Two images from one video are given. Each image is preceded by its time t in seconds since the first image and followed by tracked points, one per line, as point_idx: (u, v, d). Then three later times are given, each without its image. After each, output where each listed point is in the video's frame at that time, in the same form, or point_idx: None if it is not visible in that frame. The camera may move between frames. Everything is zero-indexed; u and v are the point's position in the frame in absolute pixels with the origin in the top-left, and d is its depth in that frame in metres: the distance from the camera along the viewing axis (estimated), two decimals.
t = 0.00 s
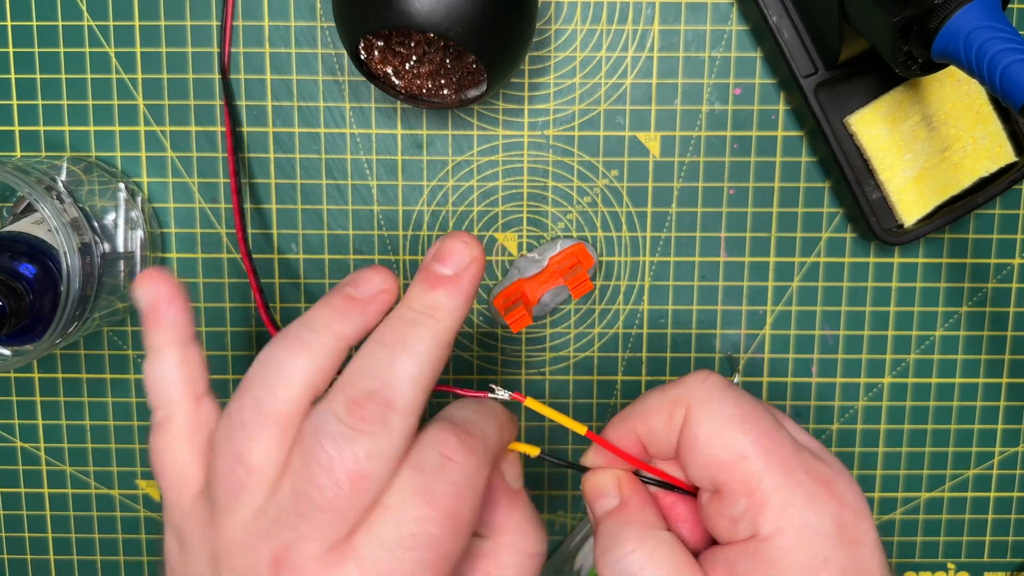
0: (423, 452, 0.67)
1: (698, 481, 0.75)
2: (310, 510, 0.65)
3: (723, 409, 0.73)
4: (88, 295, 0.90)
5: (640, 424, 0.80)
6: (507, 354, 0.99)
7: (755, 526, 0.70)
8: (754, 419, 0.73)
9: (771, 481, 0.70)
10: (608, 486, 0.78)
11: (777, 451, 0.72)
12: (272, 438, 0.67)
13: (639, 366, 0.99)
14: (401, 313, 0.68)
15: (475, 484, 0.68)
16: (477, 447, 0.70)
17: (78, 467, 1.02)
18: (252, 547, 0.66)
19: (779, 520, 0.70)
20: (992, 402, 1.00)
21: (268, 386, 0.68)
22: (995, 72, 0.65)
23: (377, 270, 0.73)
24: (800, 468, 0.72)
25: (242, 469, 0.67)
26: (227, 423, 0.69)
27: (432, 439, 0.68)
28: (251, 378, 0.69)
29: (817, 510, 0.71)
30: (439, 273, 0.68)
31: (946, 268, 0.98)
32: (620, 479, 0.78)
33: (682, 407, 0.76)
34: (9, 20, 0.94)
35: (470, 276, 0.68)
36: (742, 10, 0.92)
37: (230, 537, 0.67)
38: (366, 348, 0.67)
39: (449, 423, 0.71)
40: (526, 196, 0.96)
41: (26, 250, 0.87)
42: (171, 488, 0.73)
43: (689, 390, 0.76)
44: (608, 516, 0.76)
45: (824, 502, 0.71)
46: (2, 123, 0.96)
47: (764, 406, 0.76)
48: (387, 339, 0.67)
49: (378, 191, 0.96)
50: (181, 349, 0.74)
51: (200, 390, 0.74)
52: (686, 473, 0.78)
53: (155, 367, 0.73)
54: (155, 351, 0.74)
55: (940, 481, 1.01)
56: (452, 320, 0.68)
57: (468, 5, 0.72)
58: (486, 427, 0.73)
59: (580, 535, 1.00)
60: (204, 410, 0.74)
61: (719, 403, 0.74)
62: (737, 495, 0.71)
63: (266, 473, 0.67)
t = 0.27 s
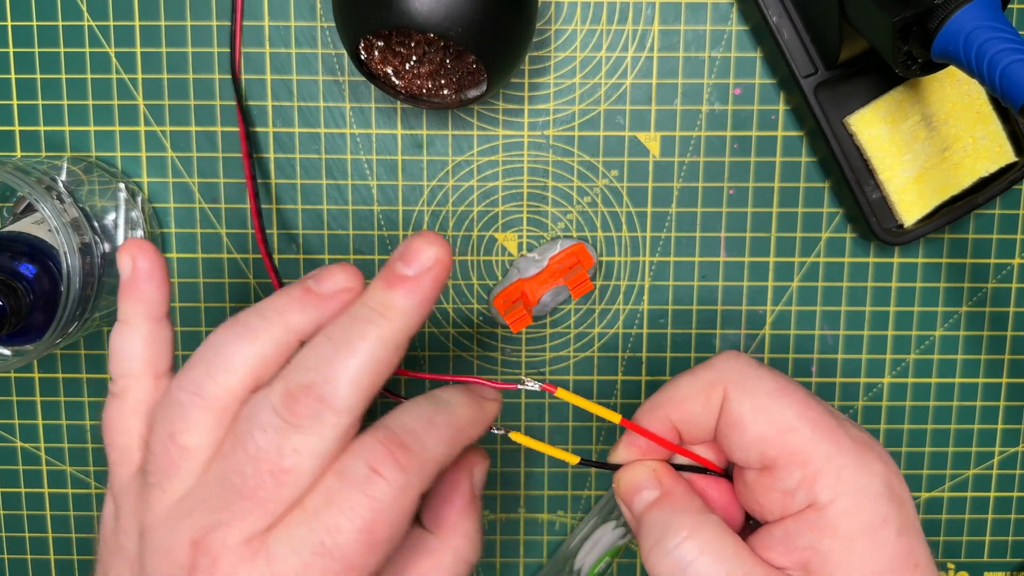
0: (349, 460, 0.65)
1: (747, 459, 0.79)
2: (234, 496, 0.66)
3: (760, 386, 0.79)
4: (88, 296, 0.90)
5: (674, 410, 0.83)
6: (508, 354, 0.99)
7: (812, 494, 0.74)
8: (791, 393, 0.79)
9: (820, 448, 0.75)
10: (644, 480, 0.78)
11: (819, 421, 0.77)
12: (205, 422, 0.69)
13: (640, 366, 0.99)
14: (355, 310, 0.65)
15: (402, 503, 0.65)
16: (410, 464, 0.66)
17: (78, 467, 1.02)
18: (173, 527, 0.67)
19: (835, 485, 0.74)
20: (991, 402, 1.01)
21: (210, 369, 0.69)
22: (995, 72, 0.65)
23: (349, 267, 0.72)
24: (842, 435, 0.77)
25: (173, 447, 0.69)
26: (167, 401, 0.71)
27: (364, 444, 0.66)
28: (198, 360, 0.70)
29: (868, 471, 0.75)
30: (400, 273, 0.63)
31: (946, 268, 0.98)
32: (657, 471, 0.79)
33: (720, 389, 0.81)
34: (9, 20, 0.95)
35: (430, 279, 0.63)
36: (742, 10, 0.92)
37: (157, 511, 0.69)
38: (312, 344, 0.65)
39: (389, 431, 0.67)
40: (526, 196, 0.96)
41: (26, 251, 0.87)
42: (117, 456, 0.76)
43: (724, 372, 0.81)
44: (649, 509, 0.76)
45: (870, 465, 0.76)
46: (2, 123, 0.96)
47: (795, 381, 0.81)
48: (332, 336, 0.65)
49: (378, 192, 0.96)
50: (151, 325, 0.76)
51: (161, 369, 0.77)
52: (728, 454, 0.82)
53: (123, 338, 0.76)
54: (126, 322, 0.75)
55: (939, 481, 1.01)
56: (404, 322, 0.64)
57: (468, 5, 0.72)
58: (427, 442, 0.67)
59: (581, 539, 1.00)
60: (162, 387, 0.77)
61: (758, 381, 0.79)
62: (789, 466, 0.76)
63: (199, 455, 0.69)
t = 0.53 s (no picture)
0: (312, 488, 0.62)
1: (749, 467, 0.78)
2: (186, 505, 0.62)
3: (760, 394, 0.78)
4: (89, 295, 0.91)
5: (674, 421, 0.82)
6: (508, 354, 0.99)
7: (819, 497, 0.74)
8: (789, 398, 0.78)
9: (824, 450, 0.75)
10: (649, 493, 0.77)
11: (820, 423, 0.76)
12: (174, 426, 0.65)
13: (640, 366, 0.99)
14: (339, 330, 0.62)
15: (359, 537, 0.62)
16: (373, 499, 0.63)
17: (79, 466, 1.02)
18: (132, 529, 0.65)
19: (840, 485, 0.74)
20: (991, 402, 1.01)
21: (187, 372, 0.65)
22: (995, 72, 0.65)
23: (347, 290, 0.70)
24: (842, 434, 0.77)
25: (138, 447, 0.66)
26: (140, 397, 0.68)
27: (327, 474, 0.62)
28: (180, 361, 0.66)
29: (870, 467, 0.76)
30: (393, 303, 0.62)
31: (946, 268, 0.98)
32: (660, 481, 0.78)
33: (719, 400, 0.79)
34: (10, 20, 0.95)
35: (421, 317, 0.62)
36: (742, 10, 0.92)
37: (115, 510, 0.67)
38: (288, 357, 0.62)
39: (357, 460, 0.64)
40: (526, 196, 0.96)
41: (27, 250, 0.87)
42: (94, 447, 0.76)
43: (721, 382, 0.80)
44: (658, 520, 0.75)
45: (872, 460, 0.76)
46: (2, 123, 0.96)
47: (790, 385, 0.81)
48: (310, 352, 0.61)
49: (378, 192, 0.96)
50: (138, 321, 0.74)
51: (143, 367, 0.76)
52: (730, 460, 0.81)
53: (108, 331, 0.75)
54: (114, 316, 0.74)
55: (939, 481, 1.02)
56: (386, 352, 0.62)
57: (469, 5, 0.72)
58: (394, 475, 0.65)
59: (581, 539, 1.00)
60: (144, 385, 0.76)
61: (755, 389, 0.78)
62: (794, 472, 0.75)
63: (161, 459, 0.66)
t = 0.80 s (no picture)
0: None
1: (760, 471, 0.77)
2: None
3: (774, 401, 0.75)
4: (90, 296, 0.90)
5: (686, 425, 0.78)
6: (508, 354, 0.99)
7: (831, 502, 0.73)
8: (803, 404, 0.76)
9: (837, 457, 0.73)
10: (657, 500, 0.72)
11: (833, 429, 0.75)
12: (163, 489, 0.60)
13: (639, 365, 0.99)
14: (338, 404, 0.56)
15: None
16: None
17: (79, 466, 1.02)
18: None
19: (853, 491, 0.73)
20: (990, 402, 1.01)
21: (185, 434, 0.61)
22: (994, 72, 0.65)
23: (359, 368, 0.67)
24: (854, 439, 0.75)
25: (125, 505, 0.61)
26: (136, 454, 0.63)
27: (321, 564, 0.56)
28: (180, 418, 0.62)
29: (881, 474, 0.74)
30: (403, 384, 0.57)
31: (945, 267, 0.98)
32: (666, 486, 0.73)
33: (733, 406, 0.76)
34: (10, 21, 0.95)
35: (431, 404, 0.57)
36: (742, 11, 0.92)
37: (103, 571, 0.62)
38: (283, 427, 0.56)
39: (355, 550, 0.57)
40: (526, 196, 0.96)
41: (27, 250, 0.87)
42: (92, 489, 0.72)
43: (734, 387, 0.77)
44: (668, 529, 0.71)
45: (883, 466, 0.75)
46: (3, 124, 0.97)
47: (803, 391, 0.78)
48: (308, 425, 0.55)
49: (378, 192, 0.96)
50: (163, 373, 0.71)
51: (152, 416, 0.72)
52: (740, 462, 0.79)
53: (130, 374, 0.71)
54: (141, 361, 0.71)
55: (939, 481, 1.02)
56: (389, 435, 0.56)
57: (469, 5, 0.72)
58: (394, 565, 0.58)
59: (581, 539, 0.96)
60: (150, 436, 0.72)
61: (770, 396, 0.76)
62: (807, 478, 0.73)
63: (146, 523, 0.61)
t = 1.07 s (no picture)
0: None
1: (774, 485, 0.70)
2: None
3: (792, 417, 0.68)
4: (92, 296, 0.91)
5: (697, 442, 0.70)
6: (508, 354, 0.99)
7: (848, 517, 0.67)
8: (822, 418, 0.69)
9: (856, 471, 0.67)
10: (667, 516, 0.68)
11: (852, 443, 0.69)
12: (161, 532, 0.59)
13: (639, 365, 1.00)
14: (336, 451, 0.54)
15: None
16: None
17: (81, 466, 1.02)
18: None
19: (870, 504, 0.67)
20: (989, 401, 1.01)
21: (185, 475, 0.59)
22: (993, 73, 0.66)
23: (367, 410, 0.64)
24: (871, 450, 0.70)
25: (123, 545, 0.60)
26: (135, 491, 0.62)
27: None
28: (181, 458, 0.61)
29: (898, 485, 0.69)
30: (402, 432, 0.53)
31: (944, 267, 0.99)
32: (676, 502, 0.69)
33: (750, 424, 0.69)
34: (12, 22, 0.95)
35: (432, 454, 0.53)
36: (741, 12, 0.93)
37: None
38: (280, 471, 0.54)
39: None
40: (526, 197, 0.96)
41: (29, 250, 0.87)
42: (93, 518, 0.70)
43: (750, 403, 0.69)
44: (680, 546, 0.67)
45: (898, 476, 0.70)
46: (4, 124, 0.97)
47: (818, 402, 0.72)
48: (304, 473, 0.53)
49: (379, 192, 0.97)
50: (169, 410, 0.68)
51: (156, 451, 0.69)
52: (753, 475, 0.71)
53: (136, 408, 0.68)
54: (147, 395, 0.68)
55: (937, 480, 1.02)
56: (386, 487, 0.53)
57: (469, 6, 0.72)
58: None
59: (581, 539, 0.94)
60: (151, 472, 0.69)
61: (788, 412, 0.69)
62: (825, 494, 0.67)
63: (144, 563, 0.59)
